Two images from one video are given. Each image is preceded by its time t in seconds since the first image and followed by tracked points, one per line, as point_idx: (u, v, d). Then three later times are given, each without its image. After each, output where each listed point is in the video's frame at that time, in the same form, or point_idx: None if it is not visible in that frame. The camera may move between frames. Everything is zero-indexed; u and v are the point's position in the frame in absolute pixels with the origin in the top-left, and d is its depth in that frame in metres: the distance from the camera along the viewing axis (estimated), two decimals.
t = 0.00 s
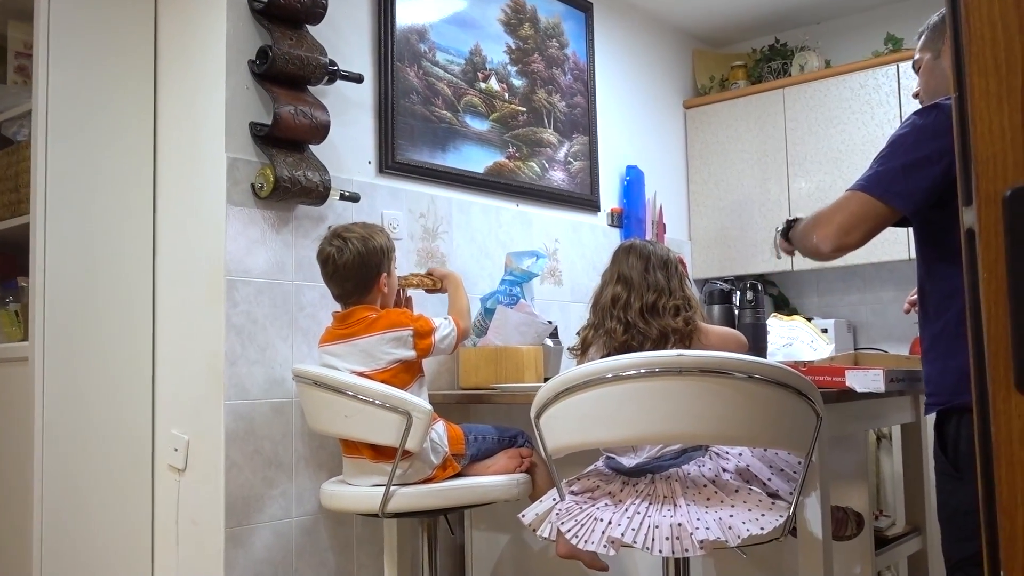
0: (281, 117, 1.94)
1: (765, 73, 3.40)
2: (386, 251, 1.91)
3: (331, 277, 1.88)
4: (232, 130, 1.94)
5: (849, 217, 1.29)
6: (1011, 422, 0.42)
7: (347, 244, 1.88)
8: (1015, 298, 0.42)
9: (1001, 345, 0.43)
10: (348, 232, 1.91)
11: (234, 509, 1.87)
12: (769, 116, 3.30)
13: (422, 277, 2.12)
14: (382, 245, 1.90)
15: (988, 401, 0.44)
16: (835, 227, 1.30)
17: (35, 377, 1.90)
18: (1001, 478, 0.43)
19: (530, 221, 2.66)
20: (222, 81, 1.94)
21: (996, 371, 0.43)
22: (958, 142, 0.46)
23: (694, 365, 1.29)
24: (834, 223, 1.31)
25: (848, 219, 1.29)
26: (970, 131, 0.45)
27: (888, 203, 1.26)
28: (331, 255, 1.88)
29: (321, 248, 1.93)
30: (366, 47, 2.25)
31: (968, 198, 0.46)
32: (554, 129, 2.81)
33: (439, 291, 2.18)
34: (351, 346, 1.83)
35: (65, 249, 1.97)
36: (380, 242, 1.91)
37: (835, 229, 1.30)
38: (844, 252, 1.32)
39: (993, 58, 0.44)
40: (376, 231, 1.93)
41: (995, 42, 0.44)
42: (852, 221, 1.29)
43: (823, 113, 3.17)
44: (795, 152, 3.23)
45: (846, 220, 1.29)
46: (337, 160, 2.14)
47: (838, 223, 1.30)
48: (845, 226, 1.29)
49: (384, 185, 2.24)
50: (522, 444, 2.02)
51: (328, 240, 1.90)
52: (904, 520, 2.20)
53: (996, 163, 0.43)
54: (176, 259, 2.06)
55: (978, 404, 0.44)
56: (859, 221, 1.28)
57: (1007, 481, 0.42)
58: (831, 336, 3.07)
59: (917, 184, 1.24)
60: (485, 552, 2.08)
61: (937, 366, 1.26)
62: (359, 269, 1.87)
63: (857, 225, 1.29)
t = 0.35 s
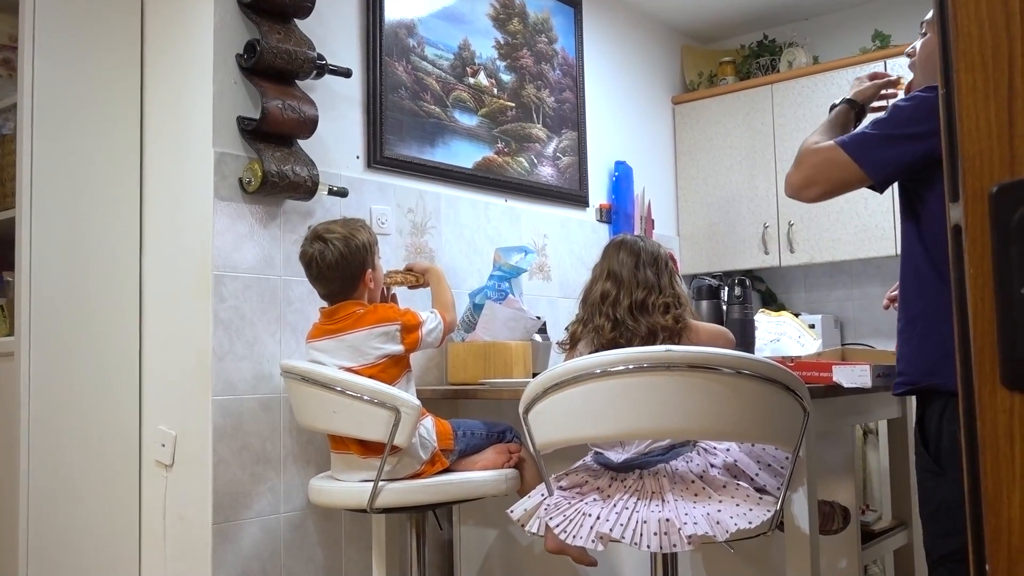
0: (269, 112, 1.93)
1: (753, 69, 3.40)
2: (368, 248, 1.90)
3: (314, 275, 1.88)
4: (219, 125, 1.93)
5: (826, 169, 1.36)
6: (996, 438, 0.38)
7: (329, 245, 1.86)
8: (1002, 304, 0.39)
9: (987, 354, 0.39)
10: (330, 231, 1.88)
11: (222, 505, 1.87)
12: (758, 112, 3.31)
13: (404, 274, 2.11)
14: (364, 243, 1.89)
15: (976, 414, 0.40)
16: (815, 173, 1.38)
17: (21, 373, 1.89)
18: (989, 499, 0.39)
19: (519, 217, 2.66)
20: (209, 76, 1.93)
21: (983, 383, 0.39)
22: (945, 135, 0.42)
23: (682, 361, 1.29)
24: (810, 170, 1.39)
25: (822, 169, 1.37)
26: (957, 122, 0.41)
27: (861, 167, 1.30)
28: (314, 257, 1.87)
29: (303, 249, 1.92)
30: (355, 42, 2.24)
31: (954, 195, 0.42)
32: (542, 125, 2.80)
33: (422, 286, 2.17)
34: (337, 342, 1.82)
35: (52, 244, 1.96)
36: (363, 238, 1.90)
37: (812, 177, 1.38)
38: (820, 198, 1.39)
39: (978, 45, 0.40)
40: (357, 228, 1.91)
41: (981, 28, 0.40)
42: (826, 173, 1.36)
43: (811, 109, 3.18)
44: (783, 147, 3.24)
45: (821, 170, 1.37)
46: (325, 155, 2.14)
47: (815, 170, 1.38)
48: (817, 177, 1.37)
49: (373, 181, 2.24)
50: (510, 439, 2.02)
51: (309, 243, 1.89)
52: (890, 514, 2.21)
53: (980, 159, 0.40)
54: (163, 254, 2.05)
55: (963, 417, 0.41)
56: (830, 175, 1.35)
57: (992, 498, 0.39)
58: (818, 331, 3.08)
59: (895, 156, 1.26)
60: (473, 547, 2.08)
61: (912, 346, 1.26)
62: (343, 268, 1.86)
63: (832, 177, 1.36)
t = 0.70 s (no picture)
0: (257, 111, 1.93)
1: (741, 70, 3.41)
2: (360, 248, 1.89)
3: (305, 273, 1.87)
4: (207, 124, 1.92)
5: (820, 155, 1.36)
6: (977, 414, 0.42)
7: (320, 243, 1.86)
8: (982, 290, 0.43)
9: (969, 336, 0.43)
10: (322, 231, 1.88)
11: (210, 506, 1.86)
12: (746, 112, 3.32)
13: (387, 272, 2.11)
14: (356, 242, 1.89)
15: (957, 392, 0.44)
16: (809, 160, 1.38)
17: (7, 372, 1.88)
18: (969, 469, 0.43)
19: (507, 216, 2.66)
20: (197, 75, 1.93)
21: (965, 362, 0.43)
22: (929, 138, 0.46)
23: (670, 361, 1.30)
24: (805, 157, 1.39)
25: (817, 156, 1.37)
26: (942, 127, 0.45)
27: (855, 156, 1.30)
28: (304, 254, 1.86)
29: (294, 246, 1.91)
30: (343, 42, 2.24)
31: (938, 195, 0.46)
32: (531, 125, 2.80)
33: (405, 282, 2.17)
34: (327, 341, 1.82)
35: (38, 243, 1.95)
36: (355, 238, 1.90)
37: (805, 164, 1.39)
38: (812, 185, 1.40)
39: (964, 57, 0.44)
40: (350, 228, 1.91)
41: (966, 41, 0.44)
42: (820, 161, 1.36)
43: (799, 109, 3.19)
44: (771, 148, 3.25)
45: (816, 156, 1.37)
46: (313, 155, 2.13)
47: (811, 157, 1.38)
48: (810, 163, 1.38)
49: (361, 180, 2.23)
50: (499, 439, 2.02)
51: (301, 239, 1.88)
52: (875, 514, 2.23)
53: (965, 160, 0.44)
54: (150, 254, 2.05)
55: (944, 390, 0.45)
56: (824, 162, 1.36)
57: (974, 469, 0.42)
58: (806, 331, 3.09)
59: (892, 148, 1.25)
60: (461, 548, 2.08)
61: (894, 339, 1.27)
62: (333, 267, 1.86)
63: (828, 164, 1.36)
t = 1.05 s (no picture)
0: (251, 115, 1.92)
1: (734, 74, 3.42)
2: (361, 253, 1.90)
3: (303, 275, 1.87)
4: (201, 128, 1.92)
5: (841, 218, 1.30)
6: (971, 417, 0.43)
7: (323, 244, 1.86)
8: (975, 295, 0.43)
9: (962, 341, 0.44)
10: (325, 232, 1.90)
11: (204, 511, 1.86)
12: (740, 116, 3.33)
13: (386, 275, 2.11)
14: (357, 247, 1.89)
15: (950, 395, 0.44)
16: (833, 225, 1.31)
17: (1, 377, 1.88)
18: (963, 472, 0.43)
19: (502, 220, 2.66)
20: (191, 80, 1.92)
21: (958, 364, 0.44)
22: (922, 142, 0.47)
23: (665, 364, 1.30)
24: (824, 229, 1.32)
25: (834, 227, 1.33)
26: (934, 131, 0.45)
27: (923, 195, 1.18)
28: (306, 253, 1.86)
29: (295, 247, 1.91)
30: (337, 47, 2.24)
31: (931, 198, 0.46)
32: (525, 129, 2.81)
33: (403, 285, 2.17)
34: (322, 344, 1.82)
35: (31, 247, 1.95)
36: (356, 243, 1.90)
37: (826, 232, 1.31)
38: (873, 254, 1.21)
39: (955, 62, 0.44)
40: (352, 233, 1.92)
41: (958, 46, 0.44)
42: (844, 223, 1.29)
43: (793, 113, 3.20)
44: (765, 152, 3.26)
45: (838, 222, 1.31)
46: (308, 159, 2.13)
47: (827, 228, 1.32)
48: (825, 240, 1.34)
49: (355, 185, 2.23)
50: (494, 443, 2.02)
51: (303, 239, 1.89)
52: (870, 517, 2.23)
53: (957, 164, 0.44)
54: (144, 259, 2.04)
55: (938, 391, 0.45)
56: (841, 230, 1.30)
57: (968, 470, 0.43)
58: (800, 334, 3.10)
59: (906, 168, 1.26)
60: (456, 552, 2.08)
61: (912, 354, 1.28)
62: (331, 271, 1.86)
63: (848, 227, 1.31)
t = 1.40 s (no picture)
0: (252, 120, 1.93)
1: (734, 79, 3.42)
2: (365, 259, 1.90)
3: (307, 277, 1.87)
4: (201, 133, 1.92)
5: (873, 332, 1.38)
6: (972, 420, 0.42)
7: (328, 248, 1.86)
8: (976, 299, 0.43)
9: (962, 344, 0.43)
10: (331, 235, 1.90)
11: (204, 516, 1.85)
12: (740, 121, 3.33)
13: (394, 281, 2.11)
14: (361, 252, 1.89)
15: (951, 399, 0.44)
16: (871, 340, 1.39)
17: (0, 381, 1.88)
18: (964, 476, 0.43)
19: (503, 225, 2.67)
20: (192, 84, 1.93)
21: (958, 367, 0.44)
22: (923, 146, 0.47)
23: (665, 369, 1.30)
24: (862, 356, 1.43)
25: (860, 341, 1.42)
26: (935, 135, 0.45)
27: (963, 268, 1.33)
28: (311, 255, 1.86)
29: (299, 250, 1.91)
30: (338, 51, 2.25)
31: (932, 203, 0.46)
32: (526, 133, 2.81)
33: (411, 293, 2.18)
34: (324, 348, 1.82)
35: (31, 251, 1.95)
36: (360, 247, 1.90)
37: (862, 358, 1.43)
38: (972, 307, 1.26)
39: (955, 66, 0.44)
40: (358, 237, 1.93)
41: (958, 51, 0.44)
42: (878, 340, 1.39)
43: (793, 118, 3.21)
44: (765, 157, 3.26)
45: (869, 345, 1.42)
46: (308, 163, 2.14)
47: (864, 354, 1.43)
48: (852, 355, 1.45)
49: (356, 189, 2.24)
50: (494, 448, 2.02)
51: (310, 240, 1.89)
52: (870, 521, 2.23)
53: (958, 169, 0.44)
54: (144, 263, 2.04)
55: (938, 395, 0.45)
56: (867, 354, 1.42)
57: (968, 474, 0.43)
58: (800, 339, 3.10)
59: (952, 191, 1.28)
60: (456, 557, 2.08)
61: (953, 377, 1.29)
62: (333, 276, 1.86)
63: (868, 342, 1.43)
